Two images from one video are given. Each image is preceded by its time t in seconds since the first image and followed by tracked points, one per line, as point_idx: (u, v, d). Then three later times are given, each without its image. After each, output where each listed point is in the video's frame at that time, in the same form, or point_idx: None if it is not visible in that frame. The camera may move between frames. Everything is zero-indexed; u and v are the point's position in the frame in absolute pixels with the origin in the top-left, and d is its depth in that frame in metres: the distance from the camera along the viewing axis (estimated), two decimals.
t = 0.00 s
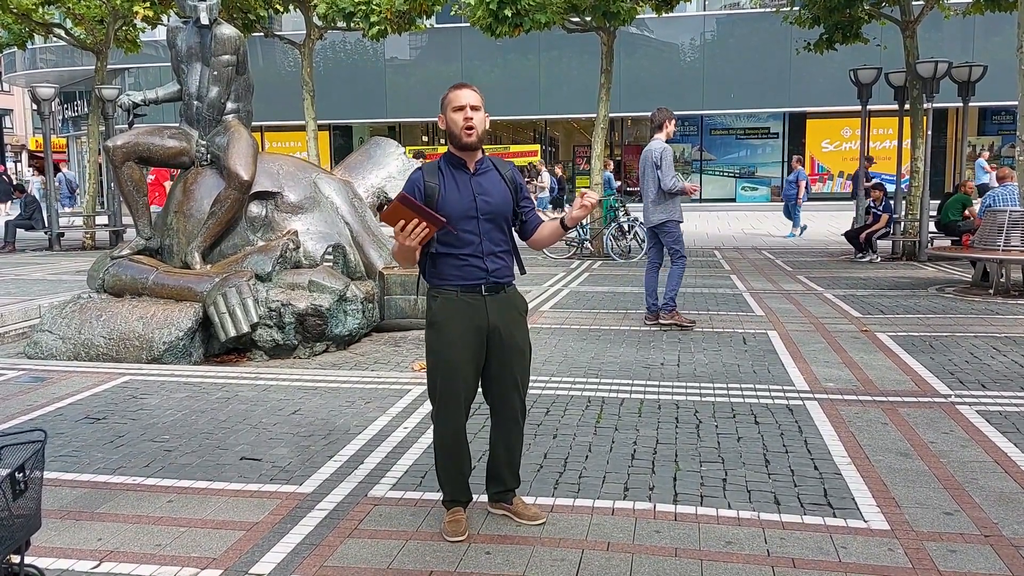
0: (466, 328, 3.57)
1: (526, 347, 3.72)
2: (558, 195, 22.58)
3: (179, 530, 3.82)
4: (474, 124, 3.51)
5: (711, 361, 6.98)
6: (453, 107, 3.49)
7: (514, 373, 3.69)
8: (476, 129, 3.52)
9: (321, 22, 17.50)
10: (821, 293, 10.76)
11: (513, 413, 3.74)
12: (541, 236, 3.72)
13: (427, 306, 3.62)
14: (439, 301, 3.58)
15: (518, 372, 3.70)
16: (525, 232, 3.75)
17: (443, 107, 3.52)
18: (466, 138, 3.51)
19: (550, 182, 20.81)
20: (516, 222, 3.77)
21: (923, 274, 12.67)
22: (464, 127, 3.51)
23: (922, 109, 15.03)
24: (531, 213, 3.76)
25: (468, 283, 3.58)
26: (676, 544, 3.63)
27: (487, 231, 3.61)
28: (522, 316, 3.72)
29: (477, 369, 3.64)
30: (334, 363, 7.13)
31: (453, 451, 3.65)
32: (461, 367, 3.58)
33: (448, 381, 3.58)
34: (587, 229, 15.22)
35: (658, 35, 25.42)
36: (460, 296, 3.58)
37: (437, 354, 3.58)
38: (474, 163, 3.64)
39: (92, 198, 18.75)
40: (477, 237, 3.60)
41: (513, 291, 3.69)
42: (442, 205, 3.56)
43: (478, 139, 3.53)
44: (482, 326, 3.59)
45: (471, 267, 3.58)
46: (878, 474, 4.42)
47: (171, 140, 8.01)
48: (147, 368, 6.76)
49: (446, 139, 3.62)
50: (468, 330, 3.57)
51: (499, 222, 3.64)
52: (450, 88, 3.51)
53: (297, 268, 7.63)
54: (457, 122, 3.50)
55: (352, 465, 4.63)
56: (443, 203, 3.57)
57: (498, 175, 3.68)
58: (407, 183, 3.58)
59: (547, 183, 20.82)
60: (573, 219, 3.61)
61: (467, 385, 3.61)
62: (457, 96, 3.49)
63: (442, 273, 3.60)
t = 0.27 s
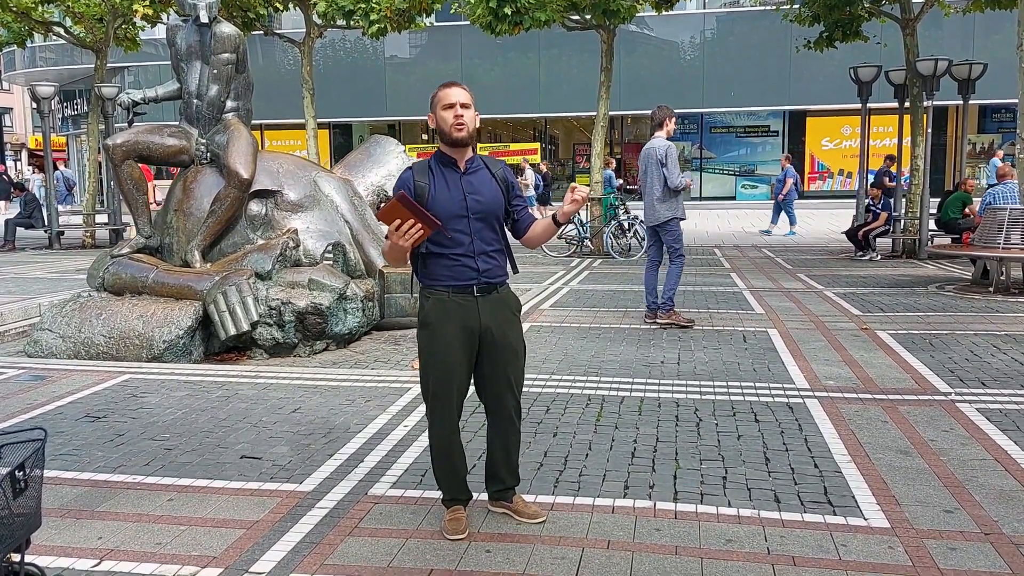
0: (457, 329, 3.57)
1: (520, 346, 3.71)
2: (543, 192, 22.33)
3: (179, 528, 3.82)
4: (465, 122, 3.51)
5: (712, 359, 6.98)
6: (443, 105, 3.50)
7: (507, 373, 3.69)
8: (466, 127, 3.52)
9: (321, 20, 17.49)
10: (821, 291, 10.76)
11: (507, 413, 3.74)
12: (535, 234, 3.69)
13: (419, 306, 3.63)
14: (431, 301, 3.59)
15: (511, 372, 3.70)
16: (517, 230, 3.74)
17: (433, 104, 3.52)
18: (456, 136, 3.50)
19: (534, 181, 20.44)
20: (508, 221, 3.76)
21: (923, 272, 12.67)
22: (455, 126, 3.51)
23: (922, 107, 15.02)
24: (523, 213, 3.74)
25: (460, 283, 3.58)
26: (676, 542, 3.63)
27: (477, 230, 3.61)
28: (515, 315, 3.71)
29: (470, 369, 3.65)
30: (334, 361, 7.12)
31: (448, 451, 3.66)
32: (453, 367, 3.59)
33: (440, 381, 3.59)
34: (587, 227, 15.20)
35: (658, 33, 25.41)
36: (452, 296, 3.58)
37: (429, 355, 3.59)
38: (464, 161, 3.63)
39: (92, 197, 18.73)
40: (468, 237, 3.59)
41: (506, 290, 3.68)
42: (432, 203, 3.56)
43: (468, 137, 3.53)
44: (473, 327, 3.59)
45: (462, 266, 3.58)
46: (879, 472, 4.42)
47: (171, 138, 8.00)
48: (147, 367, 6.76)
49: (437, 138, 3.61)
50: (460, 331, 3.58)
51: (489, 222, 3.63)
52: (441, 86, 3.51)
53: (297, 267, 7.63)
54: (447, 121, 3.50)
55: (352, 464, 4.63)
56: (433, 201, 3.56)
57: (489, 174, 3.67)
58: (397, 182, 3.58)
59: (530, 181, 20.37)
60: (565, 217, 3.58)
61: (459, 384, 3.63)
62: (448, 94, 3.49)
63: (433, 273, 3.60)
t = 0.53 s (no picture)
0: (448, 328, 3.58)
1: (512, 344, 3.71)
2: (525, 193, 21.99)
3: (177, 526, 3.82)
4: (455, 120, 3.50)
5: (709, 357, 6.99)
6: (434, 103, 3.48)
7: (499, 370, 3.69)
8: (457, 125, 3.51)
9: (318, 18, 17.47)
10: (819, 288, 10.77)
11: (501, 410, 3.74)
12: (530, 228, 3.68)
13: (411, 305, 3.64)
14: (422, 300, 3.60)
15: (503, 369, 3.70)
16: (511, 226, 3.74)
17: (424, 102, 3.51)
18: (447, 134, 3.49)
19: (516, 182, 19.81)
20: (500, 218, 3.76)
21: (920, 269, 12.69)
22: (446, 124, 3.49)
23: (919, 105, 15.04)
24: (517, 208, 3.75)
25: (452, 282, 3.58)
26: (674, 539, 3.64)
27: (469, 229, 3.61)
28: (507, 312, 3.71)
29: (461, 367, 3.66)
30: (331, 359, 7.12)
31: (442, 448, 3.66)
32: (445, 365, 3.60)
33: (432, 379, 3.60)
34: (584, 224, 15.19)
35: (656, 31, 25.42)
36: (444, 295, 3.58)
37: (421, 353, 3.60)
38: (455, 159, 3.62)
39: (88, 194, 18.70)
40: (459, 235, 3.59)
41: (498, 287, 3.67)
42: (423, 202, 3.55)
43: (459, 135, 3.52)
44: (465, 325, 3.59)
45: (454, 265, 3.58)
46: (876, 469, 4.43)
47: (169, 136, 8.00)
48: (145, 365, 6.76)
49: (427, 135, 3.60)
50: (451, 329, 3.58)
51: (481, 220, 3.62)
52: (431, 84, 3.50)
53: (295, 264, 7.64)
54: (438, 119, 3.49)
55: (350, 462, 4.64)
56: (424, 199, 3.56)
57: (480, 170, 3.66)
58: (389, 181, 3.57)
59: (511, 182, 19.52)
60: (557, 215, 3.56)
61: (451, 382, 3.64)
62: (438, 92, 3.48)
63: (425, 271, 3.60)
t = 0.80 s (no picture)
0: (449, 324, 3.59)
1: (513, 338, 3.71)
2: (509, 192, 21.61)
3: (177, 524, 3.82)
4: (449, 121, 3.51)
5: (710, 355, 6.99)
6: (427, 105, 3.49)
7: (501, 365, 3.69)
8: (451, 126, 3.51)
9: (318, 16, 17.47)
10: (819, 287, 10.76)
11: (503, 405, 3.74)
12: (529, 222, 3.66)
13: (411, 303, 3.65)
14: (423, 297, 3.60)
15: (505, 364, 3.70)
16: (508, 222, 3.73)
17: (417, 103, 3.51)
18: (440, 135, 3.49)
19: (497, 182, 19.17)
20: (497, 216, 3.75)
21: (920, 268, 12.69)
22: (439, 125, 3.50)
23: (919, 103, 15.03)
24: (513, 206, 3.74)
25: (452, 281, 3.58)
26: (674, 538, 3.64)
27: (467, 228, 3.61)
28: (508, 307, 3.71)
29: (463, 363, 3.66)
30: (331, 358, 7.12)
31: (443, 445, 3.67)
32: (446, 361, 3.60)
33: (433, 375, 3.61)
34: (584, 223, 15.19)
35: (656, 29, 25.41)
36: (444, 293, 3.58)
37: (422, 349, 3.61)
38: (451, 158, 3.61)
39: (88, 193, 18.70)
40: (458, 235, 3.59)
41: (497, 283, 3.67)
42: (420, 204, 3.55)
43: (453, 136, 3.52)
44: (466, 321, 3.60)
45: (453, 264, 3.58)
46: (876, 468, 4.43)
47: (169, 134, 7.99)
48: (145, 363, 6.76)
49: (421, 137, 3.60)
50: (451, 325, 3.59)
51: (478, 219, 3.62)
52: (424, 85, 3.50)
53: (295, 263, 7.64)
54: (431, 120, 3.49)
55: (350, 460, 4.63)
56: (421, 201, 3.55)
57: (475, 168, 3.65)
58: (384, 185, 3.56)
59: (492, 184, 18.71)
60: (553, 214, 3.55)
61: (452, 378, 3.64)
62: (431, 93, 3.48)
63: (425, 271, 3.60)
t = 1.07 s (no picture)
0: (454, 321, 3.59)
1: (518, 338, 3.71)
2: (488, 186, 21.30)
3: (176, 523, 3.83)
4: (452, 123, 3.48)
5: (710, 354, 7.00)
6: (430, 106, 3.47)
7: (506, 362, 3.69)
8: (454, 129, 3.49)
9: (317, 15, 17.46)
10: (819, 285, 10.77)
11: (507, 402, 3.75)
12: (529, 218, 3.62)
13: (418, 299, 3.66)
14: (428, 294, 3.62)
15: (510, 362, 3.70)
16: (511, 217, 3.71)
17: (421, 104, 3.49)
18: (443, 138, 3.48)
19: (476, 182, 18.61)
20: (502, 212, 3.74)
21: (919, 266, 12.70)
22: (441, 127, 3.48)
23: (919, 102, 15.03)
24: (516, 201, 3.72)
25: (456, 278, 3.59)
26: (674, 536, 3.64)
27: (471, 227, 3.60)
28: (514, 306, 3.71)
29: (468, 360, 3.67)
30: (331, 356, 7.12)
31: (446, 442, 3.67)
32: (451, 358, 3.61)
33: (438, 371, 3.61)
34: (584, 221, 15.19)
35: (656, 28, 25.40)
36: (448, 290, 3.59)
37: (426, 346, 3.61)
38: (454, 158, 3.60)
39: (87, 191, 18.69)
40: (462, 234, 3.59)
41: (502, 281, 3.67)
42: (425, 204, 3.56)
43: (455, 138, 3.50)
44: (471, 318, 3.60)
45: (458, 263, 3.58)
46: (876, 467, 4.43)
47: (168, 133, 7.99)
48: (145, 362, 6.76)
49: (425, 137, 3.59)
50: (456, 322, 3.59)
51: (482, 218, 3.62)
52: (428, 85, 3.48)
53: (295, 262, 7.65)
54: (433, 121, 3.48)
55: (350, 459, 4.64)
56: (426, 201, 3.56)
57: (479, 166, 3.63)
58: (390, 185, 3.58)
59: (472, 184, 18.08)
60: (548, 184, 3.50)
61: (457, 375, 3.64)
62: (435, 93, 3.46)
63: (429, 269, 3.60)
